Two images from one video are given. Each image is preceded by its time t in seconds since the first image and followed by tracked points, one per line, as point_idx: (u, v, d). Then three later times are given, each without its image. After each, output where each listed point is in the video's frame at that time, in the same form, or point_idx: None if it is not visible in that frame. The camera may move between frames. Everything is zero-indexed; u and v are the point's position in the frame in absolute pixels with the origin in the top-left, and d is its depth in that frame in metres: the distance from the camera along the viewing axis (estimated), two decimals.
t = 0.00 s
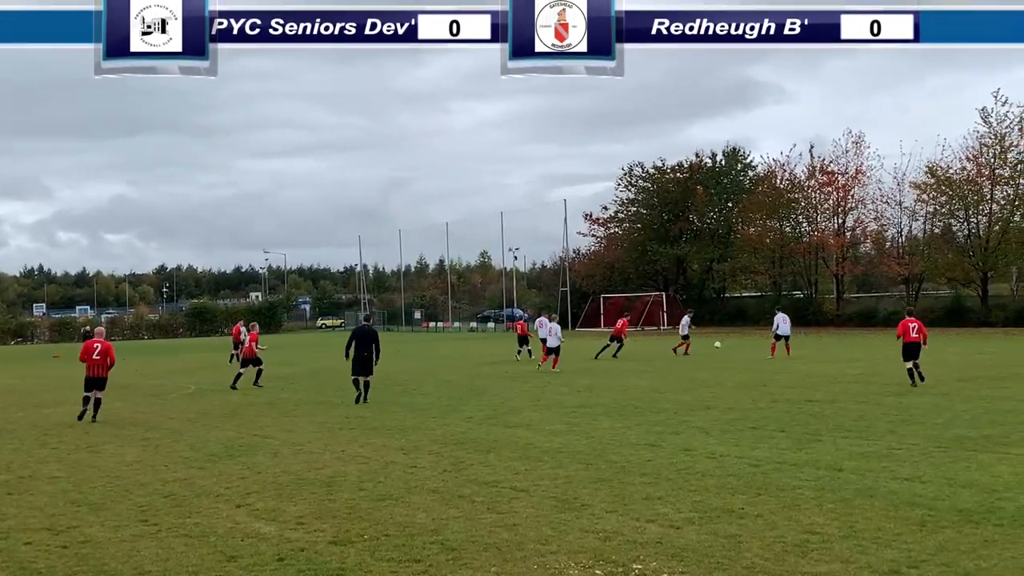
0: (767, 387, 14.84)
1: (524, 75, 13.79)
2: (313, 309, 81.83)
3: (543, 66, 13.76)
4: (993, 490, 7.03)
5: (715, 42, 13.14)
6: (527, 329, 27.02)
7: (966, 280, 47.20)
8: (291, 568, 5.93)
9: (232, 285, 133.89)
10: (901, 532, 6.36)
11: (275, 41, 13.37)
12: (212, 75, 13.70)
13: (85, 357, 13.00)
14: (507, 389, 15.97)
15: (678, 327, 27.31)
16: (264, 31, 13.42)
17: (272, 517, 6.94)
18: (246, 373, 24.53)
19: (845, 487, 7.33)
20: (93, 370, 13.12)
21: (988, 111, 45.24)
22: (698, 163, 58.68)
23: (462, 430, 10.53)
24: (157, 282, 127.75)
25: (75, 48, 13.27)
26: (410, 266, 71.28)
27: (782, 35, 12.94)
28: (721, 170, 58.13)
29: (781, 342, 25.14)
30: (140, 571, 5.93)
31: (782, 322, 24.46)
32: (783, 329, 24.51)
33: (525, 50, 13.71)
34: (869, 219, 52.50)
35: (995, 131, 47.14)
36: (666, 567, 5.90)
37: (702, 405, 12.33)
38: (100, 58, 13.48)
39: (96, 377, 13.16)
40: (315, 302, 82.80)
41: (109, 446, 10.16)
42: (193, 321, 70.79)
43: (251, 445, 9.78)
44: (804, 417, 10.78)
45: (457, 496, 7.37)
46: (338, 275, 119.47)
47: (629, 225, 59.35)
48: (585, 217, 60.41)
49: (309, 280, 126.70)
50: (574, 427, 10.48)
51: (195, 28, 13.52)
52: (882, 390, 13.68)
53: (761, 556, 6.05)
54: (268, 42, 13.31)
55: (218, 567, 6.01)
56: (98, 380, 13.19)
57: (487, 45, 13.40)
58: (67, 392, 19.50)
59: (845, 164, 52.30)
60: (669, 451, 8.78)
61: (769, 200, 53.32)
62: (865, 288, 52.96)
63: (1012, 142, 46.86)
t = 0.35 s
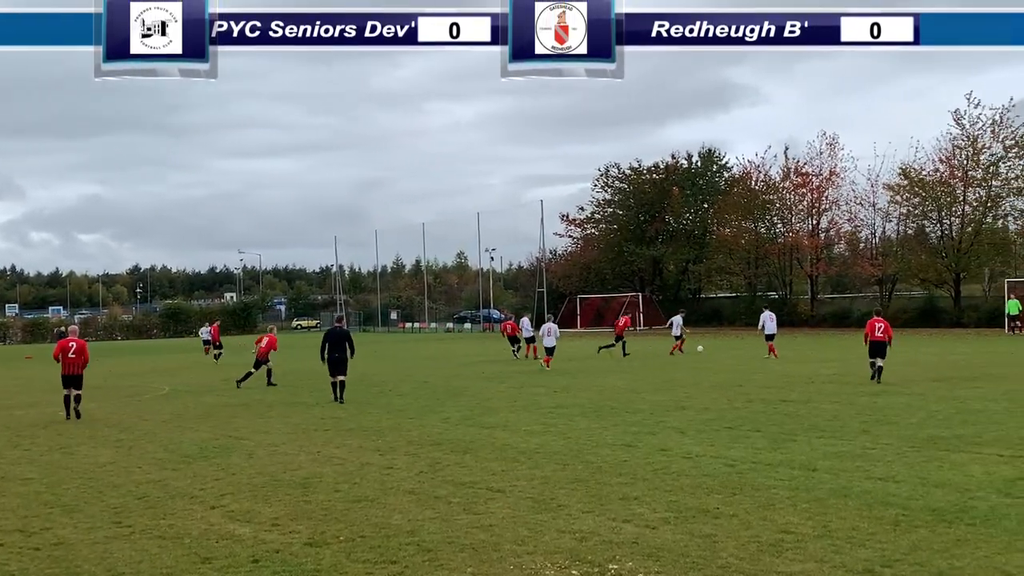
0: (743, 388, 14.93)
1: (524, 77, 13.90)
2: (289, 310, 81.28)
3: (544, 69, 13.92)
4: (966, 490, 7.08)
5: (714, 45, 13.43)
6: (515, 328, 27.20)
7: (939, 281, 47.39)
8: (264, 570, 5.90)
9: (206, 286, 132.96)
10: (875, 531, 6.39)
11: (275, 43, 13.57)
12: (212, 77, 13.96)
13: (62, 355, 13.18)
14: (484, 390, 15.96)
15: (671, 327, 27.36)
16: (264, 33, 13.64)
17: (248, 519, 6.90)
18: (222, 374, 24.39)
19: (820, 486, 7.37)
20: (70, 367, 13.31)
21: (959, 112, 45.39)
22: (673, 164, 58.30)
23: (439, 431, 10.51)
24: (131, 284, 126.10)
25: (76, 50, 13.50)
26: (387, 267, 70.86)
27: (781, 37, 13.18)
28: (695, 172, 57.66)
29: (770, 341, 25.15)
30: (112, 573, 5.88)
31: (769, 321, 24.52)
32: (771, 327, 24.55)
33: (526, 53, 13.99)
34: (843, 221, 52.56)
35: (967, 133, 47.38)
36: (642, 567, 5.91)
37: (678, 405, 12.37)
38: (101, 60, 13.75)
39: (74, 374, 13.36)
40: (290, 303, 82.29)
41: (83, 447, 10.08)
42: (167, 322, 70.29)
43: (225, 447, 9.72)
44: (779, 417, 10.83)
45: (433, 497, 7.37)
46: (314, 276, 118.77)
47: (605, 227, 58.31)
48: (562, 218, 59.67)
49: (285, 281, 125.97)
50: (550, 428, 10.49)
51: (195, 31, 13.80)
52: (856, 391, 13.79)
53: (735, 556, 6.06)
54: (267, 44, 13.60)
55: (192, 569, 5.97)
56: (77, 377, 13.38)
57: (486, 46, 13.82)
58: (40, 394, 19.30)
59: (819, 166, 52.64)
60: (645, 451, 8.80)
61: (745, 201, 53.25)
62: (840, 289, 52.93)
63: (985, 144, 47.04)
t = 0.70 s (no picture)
0: (713, 388, 14.99)
1: (524, 79, 13.90)
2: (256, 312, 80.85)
3: (545, 71, 13.92)
4: (931, 490, 7.14)
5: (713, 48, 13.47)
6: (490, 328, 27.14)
7: (905, 282, 47.47)
8: (231, 573, 5.85)
9: (174, 286, 132.29)
10: (842, 531, 6.43)
11: (275, 45, 13.68)
12: (212, 80, 13.90)
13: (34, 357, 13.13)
14: (455, 391, 15.94)
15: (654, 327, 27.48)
16: (264, 36, 13.72)
17: (216, 521, 6.85)
18: (192, 374, 24.23)
19: (788, 485, 7.42)
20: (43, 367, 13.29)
21: (925, 116, 45.85)
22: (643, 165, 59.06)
23: (408, 432, 10.49)
24: (97, 285, 124.65)
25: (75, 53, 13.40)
26: (356, 267, 70.51)
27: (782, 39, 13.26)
28: (666, 173, 58.62)
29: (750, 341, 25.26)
30: None
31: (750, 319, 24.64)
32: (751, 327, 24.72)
33: (525, 56, 14.01)
34: (811, 223, 52.61)
35: (933, 137, 47.90)
36: (611, 567, 5.91)
37: (647, 405, 12.42)
38: (99, 63, 13.64)
39: (47, 374, 13.34)
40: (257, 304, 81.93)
41: (49, 449, 9.97)
42: (134, 322, 69.91)
43: (192, 448, 9.65)
44: (746, 417, 10.90)
45: (403, 498, 7.35)
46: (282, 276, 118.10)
47: (575, 227, 59.20)
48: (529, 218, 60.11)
49: (253, 282, 125.15)
50: (520, 429, 10.49)
51: (195, 33, 13.78)
52: (823, 391, 13.91)
53: (704, 556, 6.07)
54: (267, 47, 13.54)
55: (159, 571, 5.92)
56: (50, 376, 13.37)
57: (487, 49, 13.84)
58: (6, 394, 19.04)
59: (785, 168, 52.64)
60: (615, 452, 8.80)
61: (713, 202, 53.41)
62: (807, 290, 53.46)
63: (951, 147, 47.50)
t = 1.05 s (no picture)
0: (678, 389, 15.05)
1: (525, 81, 13.95)
2: (220, 312, 79.97)
3: (547, 74, 13.95)
4: (893, 490, 7.21)
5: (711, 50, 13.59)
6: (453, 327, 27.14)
7: (867, 284, 48.10)
8: None
9: (136, 287, 131.22)
10: (806, 531, 6.47)
11: (274, 47, 13.90)
12: (212, 82, 14.17)
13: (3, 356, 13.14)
14: (421, 392, 15.91)
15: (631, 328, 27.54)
16: (264, 38, 13.97)
17: (179, 524, 6.79)
18: (155, 376, 23.93)
19: (752, 486, 7.47)
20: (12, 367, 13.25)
21: (886, 119, 46.34)
22: (608, 167, 59.34)
23: (374, 434, 10.46)
24: (57, 285, 122.47)
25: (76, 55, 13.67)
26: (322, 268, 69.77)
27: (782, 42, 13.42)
28: (631, 175, 58.37)
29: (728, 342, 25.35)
30: None
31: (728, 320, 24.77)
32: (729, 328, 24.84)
33: (526, 58, 14.07)
34: (775, 224, 53.03)
35: (894, 140, 48.35)
36: (576, 568, 5.91)
37: (612, 407, 12.44)
38: (101, 65, 13.91)
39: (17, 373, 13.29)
40: (220, 306, 81.16)
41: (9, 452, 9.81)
42: (96, 323, 69.11)
43: (154, 451, 9.57)
44: (711, 418, 10.95)
45: (368, 500, 7.32)
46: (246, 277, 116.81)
47: (540, 229, 59.49)
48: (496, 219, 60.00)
49: (215, 282, 123.50)
50: (486, 430, 10.47)
51: (195, 36, 14.04)
52: (788, 391, 14.00)
53: (668, 556, 6.10)
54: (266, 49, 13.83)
55: None
56: (19, 376, 13.29)
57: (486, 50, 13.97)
58: None
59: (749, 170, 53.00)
60: (581, 453, 8.81)
61: (677, 204, 53.56)
62: (771, 292, 53.96)
63: (912, 150, 47.88)
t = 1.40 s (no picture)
0: (641, 390, 15.10)
1: (524, 84, 14.03)
2: (181, 314, 78.86)
3: (547, 76, 13.99)
4: (853, 489, 7.28)
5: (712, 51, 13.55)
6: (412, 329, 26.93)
7: (826, 285, 48.44)
8: None
9: (94, 288, 129.90)
10: (766, 530, 6.52)
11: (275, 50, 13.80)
12: (211, 84, 14.21)
13: None
14: (385, 394, 15.86)
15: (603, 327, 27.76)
16: (263, 40, 13.90)
17: (139, 528, 6.73)
18: (113, 378, 23.58)
19: (714, 486, 7.51)
20: None
21: (845, 122, 46.63)
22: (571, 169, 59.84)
23: (336, 435, 10.41)
24: (15, 285, 120.17)
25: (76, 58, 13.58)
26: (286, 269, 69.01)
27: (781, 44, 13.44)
28: (593, 175, 59.43)
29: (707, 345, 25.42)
30: None
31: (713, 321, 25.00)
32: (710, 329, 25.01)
33: (526, 60, 14.14)
34: (736, 226, 52.97)
35: (853, 142, 48.62)
36: (537, 569, 5.92)
37: (575, 408, 12.47)
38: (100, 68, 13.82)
39: None
40: (180, 306, 80.18)
41: None
42: (53, 325, 68.00)
43: (113, 453, 9.47)
44: (673, 419, 10.99)
45: (329, 503, 7.30)
46: (208, 278, 115.27)
47: (503, 230, 59.52)
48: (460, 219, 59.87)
49: (174, 284, 121.67)
50: (449, 432, 10.45)
51: (195, 39, 14.04)
52: (750, 392, 14.09)
53: (632, 556, 6.11)
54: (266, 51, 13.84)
55: None
56: None
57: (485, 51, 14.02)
58: None
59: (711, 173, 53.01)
60: (544, 455, 8.82)
61: (639, 205, 53.78)
62: (732, 292, 54.18)
63: (871, 153, 48.25)
